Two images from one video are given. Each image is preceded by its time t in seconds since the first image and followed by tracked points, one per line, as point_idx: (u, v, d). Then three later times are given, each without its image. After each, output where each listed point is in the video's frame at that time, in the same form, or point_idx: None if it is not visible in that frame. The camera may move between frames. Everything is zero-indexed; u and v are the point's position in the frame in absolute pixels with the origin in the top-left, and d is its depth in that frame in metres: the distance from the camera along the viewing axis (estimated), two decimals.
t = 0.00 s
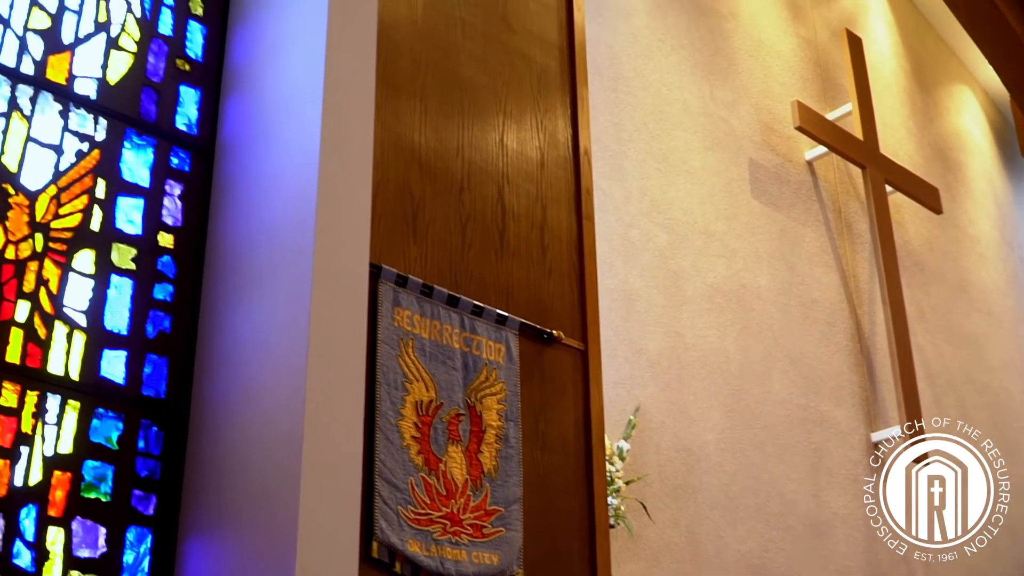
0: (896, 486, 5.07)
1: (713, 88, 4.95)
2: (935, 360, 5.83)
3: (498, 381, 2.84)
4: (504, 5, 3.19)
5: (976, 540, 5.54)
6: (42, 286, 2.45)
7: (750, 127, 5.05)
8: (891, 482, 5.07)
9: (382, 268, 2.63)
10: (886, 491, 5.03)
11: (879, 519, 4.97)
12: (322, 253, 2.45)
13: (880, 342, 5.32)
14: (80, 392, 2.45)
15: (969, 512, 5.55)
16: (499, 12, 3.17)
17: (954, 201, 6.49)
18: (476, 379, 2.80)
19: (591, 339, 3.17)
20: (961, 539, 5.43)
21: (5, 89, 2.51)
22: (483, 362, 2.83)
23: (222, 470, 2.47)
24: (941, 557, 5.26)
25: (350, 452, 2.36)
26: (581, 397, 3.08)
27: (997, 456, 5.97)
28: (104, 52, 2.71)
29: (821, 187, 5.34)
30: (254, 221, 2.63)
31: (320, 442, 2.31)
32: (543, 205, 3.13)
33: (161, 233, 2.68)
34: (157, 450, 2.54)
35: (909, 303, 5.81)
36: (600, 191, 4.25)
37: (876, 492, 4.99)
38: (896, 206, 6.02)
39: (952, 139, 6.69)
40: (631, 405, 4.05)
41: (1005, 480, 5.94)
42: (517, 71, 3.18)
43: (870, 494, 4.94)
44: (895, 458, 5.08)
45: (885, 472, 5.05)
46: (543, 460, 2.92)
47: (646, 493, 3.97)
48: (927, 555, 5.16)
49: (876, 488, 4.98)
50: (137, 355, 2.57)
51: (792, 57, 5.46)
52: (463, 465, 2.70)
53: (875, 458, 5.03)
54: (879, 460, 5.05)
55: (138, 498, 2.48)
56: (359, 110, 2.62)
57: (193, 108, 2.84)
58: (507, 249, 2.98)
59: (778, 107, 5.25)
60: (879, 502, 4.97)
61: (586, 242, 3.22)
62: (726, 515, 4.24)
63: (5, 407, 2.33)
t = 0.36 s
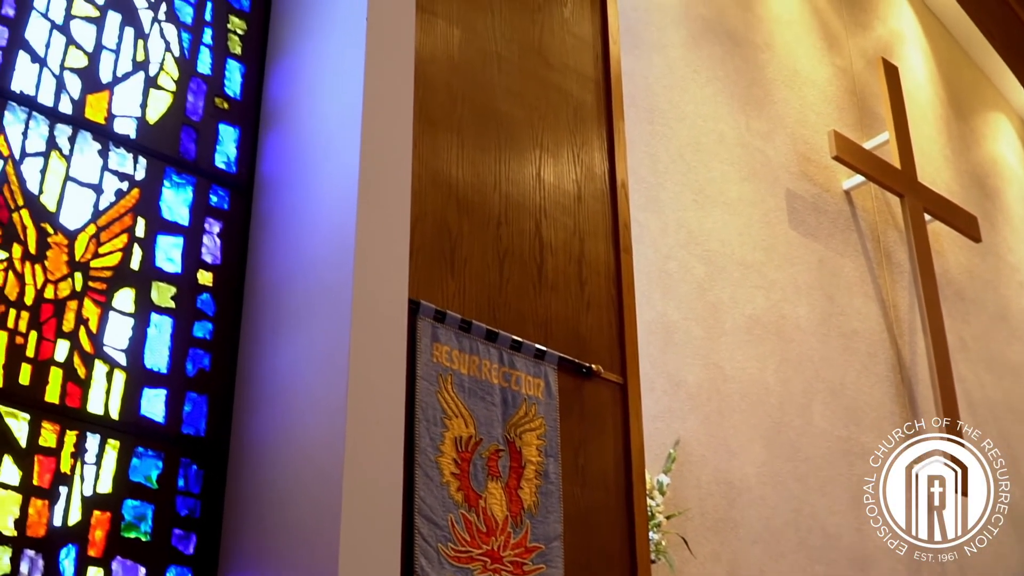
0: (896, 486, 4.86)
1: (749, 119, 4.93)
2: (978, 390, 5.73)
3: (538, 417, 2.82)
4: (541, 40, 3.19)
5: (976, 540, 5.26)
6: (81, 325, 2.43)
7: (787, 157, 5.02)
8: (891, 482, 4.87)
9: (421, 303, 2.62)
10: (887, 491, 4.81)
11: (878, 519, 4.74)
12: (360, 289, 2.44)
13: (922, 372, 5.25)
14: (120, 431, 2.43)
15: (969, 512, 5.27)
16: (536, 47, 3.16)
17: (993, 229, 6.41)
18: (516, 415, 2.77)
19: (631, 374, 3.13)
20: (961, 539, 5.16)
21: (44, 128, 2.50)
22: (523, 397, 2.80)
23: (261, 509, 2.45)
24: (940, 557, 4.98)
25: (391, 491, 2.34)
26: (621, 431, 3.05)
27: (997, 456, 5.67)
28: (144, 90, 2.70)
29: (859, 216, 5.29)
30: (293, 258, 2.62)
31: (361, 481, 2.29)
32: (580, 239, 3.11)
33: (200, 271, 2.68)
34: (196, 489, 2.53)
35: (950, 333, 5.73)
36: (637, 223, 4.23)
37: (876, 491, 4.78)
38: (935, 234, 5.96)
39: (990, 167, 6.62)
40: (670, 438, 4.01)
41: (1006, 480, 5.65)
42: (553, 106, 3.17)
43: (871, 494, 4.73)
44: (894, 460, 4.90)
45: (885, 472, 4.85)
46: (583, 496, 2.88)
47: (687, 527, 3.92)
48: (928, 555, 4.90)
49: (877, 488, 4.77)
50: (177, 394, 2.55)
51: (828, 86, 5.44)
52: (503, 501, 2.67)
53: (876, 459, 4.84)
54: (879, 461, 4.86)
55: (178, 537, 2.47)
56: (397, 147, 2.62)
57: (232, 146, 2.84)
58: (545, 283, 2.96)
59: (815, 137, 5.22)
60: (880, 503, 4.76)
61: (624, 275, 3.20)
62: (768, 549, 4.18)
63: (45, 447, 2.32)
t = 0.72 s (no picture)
0: (896, 486, 4.71)
1: (778, 151, 4.92)
2: (1012, 423, 5.65)
3: (569, 453, 2.79)
4: (569, 76, 3.18)
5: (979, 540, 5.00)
6: (113, 364, 2.43)
7: (817, 190, 5.00)
8: (891, 482, 4.71)
9: (451, 339, 2.61)
10: (888, 491, 4.66)
11: (877, 518, 4.59)
12: (389, 328, 2.43)
13: (955, 405, 5.18)
14: (152, 470, 2.43)
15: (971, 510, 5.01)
16: (564, 83, 3.16)
17: None
18: (547, 451, 2.75)
19: (663, 409, 3.10)
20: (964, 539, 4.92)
21: (75, 168, 2.50)
22: (554, 434, 2.78)
23: (292, 548, 2.43)
24: (940, 556, 4.78)
25: (423, 530, 2.32)
26: (653, 467, 3.01)
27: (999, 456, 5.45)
28: (175, 129, 2.70)
29: (890, 248, 5.25)
30: (323, 296, 2.62)
31: (392, 521, 2.28)
32: (610, 274, 3.10)
33: (231, 309, 2.67)
34: (227, 527, 2.51)
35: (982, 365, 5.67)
36: (666, 257, 4.22)
37: (876, 491, 4.63)
38: (966, 266, 5.90)
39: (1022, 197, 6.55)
40: (702, 473, 3.97)
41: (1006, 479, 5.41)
42: (582, 141, 3.16)
43: (871, 494, 4.59)
44: (895, 460, 4.75)
45: (885, 472, 4.70)
46: (615, 534, 2.85)
47: (719, 563, 3.88)
48: (929, 556, 4.72)
49: (877, 488, 4.62)
50: (208, 432, 2.54)
51: (857, 118, 5.42)
52: (534, 539, 2.64)
53: (876, 458, 4.69)
54: (879, 460, 4.71)
55: None
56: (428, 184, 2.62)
57: (263, 184, 2.83)
58: (575, 318, 2.95)
59: (845, 169, 5.19)
60: (880, 503, 4.61)
61: (655, 310, 3.17)
62: None
63: (76, 486, 2.31)
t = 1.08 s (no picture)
0: (896, 486, 4.60)
1: (801, 178, 4.90)
2: None
3: (595, 483, 2.76)
4: (592, 104, 3.18)
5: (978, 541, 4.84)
6: (138, 396, 2.42)
7: (841, 217, 4.98)
8: (891, 482, 4.61)
9: (476, 369, 2.59)
10: (888, 491, 4.55)
11: (877, 518, 4.48)
12: (414, 360, 2.41)
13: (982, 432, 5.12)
14: (176, 503, 2.41)
15: (970, 511, 4.83)
16: (588, 111, 3.16)
17: None
18: (572, 482, 2.72)
19: (689, 439, 3.07)
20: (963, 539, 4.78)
21: (99, 200, 2.51)
22: (579, 464, 2.76)
23: None
24: (939, 556, 4.66)
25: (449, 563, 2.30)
26: (679, 497, 2.98)
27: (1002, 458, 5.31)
28: (200, 161, 2.70)
29: (914, 274, 5.22)
30: (348, 327, 2.61)
31: (418, 554, 2.26)
32: (635, 303, 3.08)
33: (256, 340, 2.66)
34: (252, 560, 2.49)
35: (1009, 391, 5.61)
36: (690, 284, 4.20)
37: (876, 491, 4.52)
38: (991, 291, 5.86)
39: None
40: (728, 501, 3.93)
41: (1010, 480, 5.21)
42: (605, 169, 3.15)
43: (871, 494, 4.48)
44: (894, 460, 4.65)
45: (886, 472, 4.59)
46: (642, 565, 2.82)
47: None
48: (929, 556, 4.61)
49: (877, 488, 4.51)
50: (233, 464, 2.53)
51: (881, 145, 5.40)
52: (560, 570, 2.61)
53: (876, 458, 4.58)
54: (879, 460, 4.60)
55: None
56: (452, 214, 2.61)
57: (287, 216, 2.82)
58: (600, 347, 2.93)
59: (869, 196, 5.17)
60: (880, 503, 4.50)
61: (680, 339, 3.15)
62: None
63: (101, 520, 2.30)
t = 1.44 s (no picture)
0: (896, 486, 4.53)
1: (821, 202, 4.89)
2: None
3: (614, 510, 2.75)
4: (611, 129, 3.18)
5: (978, 540, 4.71)
6: (158, 423, 2.43)
7: (861, 242, 4.96)
8: (892, 482, 4.53)
9: (495, 396, 2.59)
10: (888, 491, 4.48)
11: (877, 518, 4.40)
12: (434, 387, 2.41)
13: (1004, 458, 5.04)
14: (197, 530, 2.41)
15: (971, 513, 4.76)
16: (606, 136, 3.15)
17: None
18: (592, 508, 2.71)
19: (709, 466, 3.05)
20: (963, 539, 4.67)
21: (120, 228, 2.51)
22: (599, 491, 2.74)
23: None
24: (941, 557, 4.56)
25: None
26: (700, 524, 2.95)
27: None
28: (220, 188, 2.70)
29: (936, 299, 5.18)
30: (368, 354, 2.60)
31: None
32: (654, 328, 3.06)
33: (275, 367, 2.66)
34: None
35: None
36: (710, 309, 4.20)
37: (876, 492, 4.44)
38: (1013, 316, 5.82)
39: None
40: (749, 528, 3.90)
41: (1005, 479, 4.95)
42: (624, 194, 3.14)
43: (871, 494, 4.41)
44: (895, 460, 4.58)
45: (886, 472, 4.52)
46: None
47: None
48: (929, 556, 4.51)
49: (877, 488, 4.44)
50: (253, 490, 2.52)
51: (901, 169, 5.38)
52: None
53: (876, 458, 4.51)
54: (879, 460, 4.53)
55: None
56: (471, 240, 2.61)
57: (307, 242, 2.82)
58: (620, 373, 2.92)
59: (889, 221, 5.14)
60: (880, 503, 4.43)
61: (700, 365, 3.13)
62: None
63: (121, 546, 2.29)
